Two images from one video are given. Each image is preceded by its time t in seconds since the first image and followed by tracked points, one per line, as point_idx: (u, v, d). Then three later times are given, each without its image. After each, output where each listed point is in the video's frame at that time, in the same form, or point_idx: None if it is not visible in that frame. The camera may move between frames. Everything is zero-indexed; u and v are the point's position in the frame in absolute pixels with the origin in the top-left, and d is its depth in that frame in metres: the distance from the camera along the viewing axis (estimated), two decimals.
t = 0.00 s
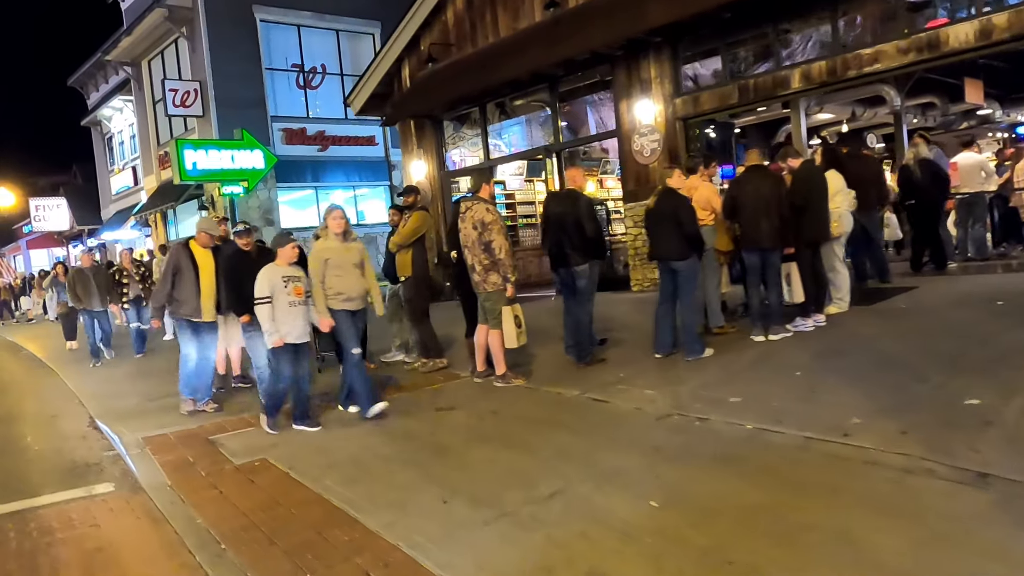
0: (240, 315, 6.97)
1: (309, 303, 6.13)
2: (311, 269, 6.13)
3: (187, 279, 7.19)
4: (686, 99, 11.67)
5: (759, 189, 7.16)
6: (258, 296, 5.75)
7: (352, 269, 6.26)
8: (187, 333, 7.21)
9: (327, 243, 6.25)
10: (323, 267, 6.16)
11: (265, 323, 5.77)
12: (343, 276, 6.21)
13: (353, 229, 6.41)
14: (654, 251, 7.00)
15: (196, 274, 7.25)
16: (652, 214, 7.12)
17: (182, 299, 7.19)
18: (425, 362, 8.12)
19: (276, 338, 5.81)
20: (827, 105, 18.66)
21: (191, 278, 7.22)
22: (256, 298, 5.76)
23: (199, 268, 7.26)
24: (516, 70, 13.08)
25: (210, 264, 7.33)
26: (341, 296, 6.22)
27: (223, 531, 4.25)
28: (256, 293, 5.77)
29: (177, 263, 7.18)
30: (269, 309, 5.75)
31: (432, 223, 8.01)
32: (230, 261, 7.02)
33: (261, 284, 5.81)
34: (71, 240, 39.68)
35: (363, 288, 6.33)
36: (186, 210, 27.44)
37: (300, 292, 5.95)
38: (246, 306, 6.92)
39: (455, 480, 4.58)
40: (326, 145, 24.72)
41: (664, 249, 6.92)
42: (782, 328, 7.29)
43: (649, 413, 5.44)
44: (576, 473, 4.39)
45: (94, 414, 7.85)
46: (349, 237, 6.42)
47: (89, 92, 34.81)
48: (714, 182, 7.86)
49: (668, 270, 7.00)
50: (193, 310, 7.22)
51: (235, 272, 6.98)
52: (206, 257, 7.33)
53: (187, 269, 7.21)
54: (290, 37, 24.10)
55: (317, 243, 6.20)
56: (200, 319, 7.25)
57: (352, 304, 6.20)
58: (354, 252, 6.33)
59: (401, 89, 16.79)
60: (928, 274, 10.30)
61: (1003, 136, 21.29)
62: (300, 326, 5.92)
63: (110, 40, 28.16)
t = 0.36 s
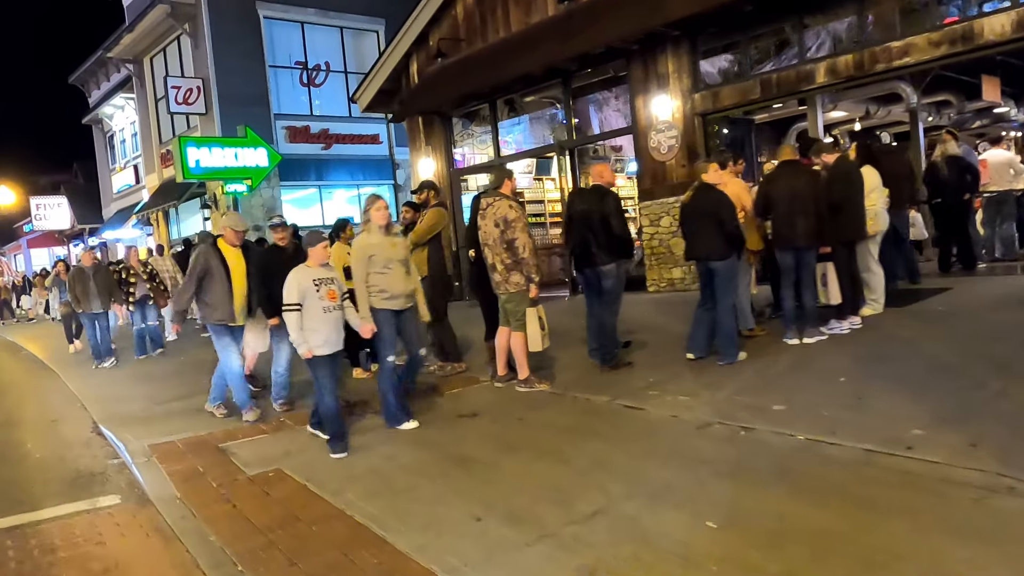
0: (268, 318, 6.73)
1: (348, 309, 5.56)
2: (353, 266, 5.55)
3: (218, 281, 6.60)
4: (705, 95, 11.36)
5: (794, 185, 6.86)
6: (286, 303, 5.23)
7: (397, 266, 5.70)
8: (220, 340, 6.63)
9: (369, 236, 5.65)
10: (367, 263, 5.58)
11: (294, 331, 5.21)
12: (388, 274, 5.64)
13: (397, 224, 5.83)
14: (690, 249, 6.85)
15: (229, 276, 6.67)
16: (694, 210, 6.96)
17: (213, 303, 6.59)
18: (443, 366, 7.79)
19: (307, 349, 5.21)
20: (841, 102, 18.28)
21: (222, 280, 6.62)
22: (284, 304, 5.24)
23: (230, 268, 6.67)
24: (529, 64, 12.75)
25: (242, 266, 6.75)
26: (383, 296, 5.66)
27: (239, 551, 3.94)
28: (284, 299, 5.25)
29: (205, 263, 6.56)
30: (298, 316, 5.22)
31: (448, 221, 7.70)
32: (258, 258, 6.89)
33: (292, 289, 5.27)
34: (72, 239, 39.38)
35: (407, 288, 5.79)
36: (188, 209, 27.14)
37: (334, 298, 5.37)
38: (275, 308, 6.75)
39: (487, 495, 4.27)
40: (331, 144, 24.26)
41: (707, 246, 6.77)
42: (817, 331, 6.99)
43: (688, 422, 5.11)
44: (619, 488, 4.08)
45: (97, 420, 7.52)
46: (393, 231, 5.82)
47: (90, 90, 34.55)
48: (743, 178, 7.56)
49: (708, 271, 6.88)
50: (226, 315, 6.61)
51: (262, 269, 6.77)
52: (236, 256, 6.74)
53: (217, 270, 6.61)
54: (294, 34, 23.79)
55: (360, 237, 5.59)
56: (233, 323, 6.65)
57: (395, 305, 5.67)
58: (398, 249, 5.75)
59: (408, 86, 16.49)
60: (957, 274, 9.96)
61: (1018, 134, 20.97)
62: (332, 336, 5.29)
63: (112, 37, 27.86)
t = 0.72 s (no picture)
0: (312, 315, 6.42)
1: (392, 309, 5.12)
2: (404, 267, 5.10)
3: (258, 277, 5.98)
4: (726, 91, 11.03)
5: (831, 182, 6.55)
6: (326, 303, 4.83)
7: (453, 268, 5.15)
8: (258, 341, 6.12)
9: (425, 235, 5.16)
10: (419, 262, 5.10)
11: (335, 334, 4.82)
12: (442, 276, 5.11)
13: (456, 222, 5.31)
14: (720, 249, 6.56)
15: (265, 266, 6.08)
16: (726, 208, 6.68)
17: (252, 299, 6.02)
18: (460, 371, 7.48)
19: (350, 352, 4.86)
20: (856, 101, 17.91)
21: (260, 274, 6.05)
22: (324, 305, 4.85)
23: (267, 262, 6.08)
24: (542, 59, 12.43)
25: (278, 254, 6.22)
26: (439, 301, 5.12)
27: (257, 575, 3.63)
28: (324, 299, 4.83)
29: (240, 257, 5.97)
30: (339, 319, 4.82)
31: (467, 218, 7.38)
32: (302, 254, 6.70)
33: (332, 288, 4.85)
34: (72, 237, 39.09)
35: (467, 293, 5.20)
36: (191, 207, 26.83)
37: (376, 298, 4.94)
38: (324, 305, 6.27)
39: (524, 513, 3.95)
40: (335, 142, 23.91)
41: (741, 246, 6.52)
42: (854, 334, 6.71)
43: (732, 433, 4.80)
44: (668, 507, 3.77)
45: (100, 425, 7.20)
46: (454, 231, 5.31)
47: (92, 87, 34.24)
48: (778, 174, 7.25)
49: (745, 271, 6.61)
50: (267, 310, 6.07)
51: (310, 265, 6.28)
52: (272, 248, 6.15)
53: (253, 262, 6.02)
54: (298, 31, 23.46)
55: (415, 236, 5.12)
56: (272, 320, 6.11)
57: (450, 311, 5.11)
58: (456, 248, 5.22)
59: (416, 83, 16.17)
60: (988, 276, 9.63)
61: None
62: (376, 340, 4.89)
63: (114, 33, 27.55)
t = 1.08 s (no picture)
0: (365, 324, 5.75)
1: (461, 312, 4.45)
2: (468, 261, 4.63)
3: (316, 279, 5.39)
4: (747, 88, 10.74)
5: (872, 181, 6.27)
6: (384, 306, 4.19)
7: (521, 261, 4.66)
8: (309, 348, 5.47)
9: (487, 224, 4.67)
10: (484, 257, 4.62)
11: (392, 341, 4.19)
12: (511, 272, 4.63)
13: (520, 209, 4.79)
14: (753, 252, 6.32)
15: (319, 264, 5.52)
16: (760, 207, 6.40)
17: (308, 300, 5.39)
18: (479, 374, 7.21)
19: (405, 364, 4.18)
20: (871, 101, 17.60)
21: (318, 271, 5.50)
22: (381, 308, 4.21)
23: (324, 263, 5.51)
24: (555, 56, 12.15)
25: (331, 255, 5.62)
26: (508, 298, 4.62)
27: None
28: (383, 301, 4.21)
29: (298, 254, 5.41)
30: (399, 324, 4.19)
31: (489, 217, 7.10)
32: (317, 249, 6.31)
33: (393, 288, 4.23)
34: (72, 235, 38.77)
35: (537, 287, 4.71)
36: (193, 205, 26.52)
37: (443, 301, 4.28)
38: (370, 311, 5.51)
39: (566, 534, 3.67)
40: (339, 140, 23.57)
41: (771, 248, 6.24)
42: (894, 340, 6.41)
43: (779, 447, 4.50)
44: (726, 531, 3.48)
45: (104, 430, 6.89)
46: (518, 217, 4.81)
47: (93, 84, 33.93)
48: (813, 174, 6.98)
49: (774, 274, 6.35)
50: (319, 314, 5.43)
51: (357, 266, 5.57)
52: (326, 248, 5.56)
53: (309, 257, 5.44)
54: (303, 27, 23.17)
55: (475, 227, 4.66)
56: (325, 325, 5.47)
57: (519, 308, 4.62)
58: (523, 238, 4.69)
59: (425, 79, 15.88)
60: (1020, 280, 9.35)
61: None
62: (438, 350, 4.25)
63: (117, 29, 27.25)
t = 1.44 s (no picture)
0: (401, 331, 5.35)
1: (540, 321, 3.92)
2: (536, 260, 4.15)
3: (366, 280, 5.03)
4: (766, 82, 10.45)
5: (910, 177, 5.98)
6: (453, 315, 3.76)
7: (593, 262, 4.28)
8: (354, 353, 5.02)
9: (555, 220, 4.24)
10: (556, 257, 4.17)
11: (464, 353, 3.72)
12: (582, 273, 4.23)
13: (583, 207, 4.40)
14: (779, 253, 6.09)
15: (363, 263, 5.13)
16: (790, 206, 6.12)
17: (354, 302, 4.98)
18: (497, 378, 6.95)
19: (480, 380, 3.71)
20: (885, 98, 17.29)
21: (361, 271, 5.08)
22: (450, 316, 3.77)
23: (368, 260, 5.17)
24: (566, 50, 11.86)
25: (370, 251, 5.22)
26: (581, 304, 4.19)
27: None
28: (454, 307, 3.76)
29: (342, 253, 5.00)
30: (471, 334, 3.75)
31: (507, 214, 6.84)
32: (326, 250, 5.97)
33: (464, 294, 3.77)
34: (73, 234, 38.52)
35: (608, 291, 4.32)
36: (194, 204, 26.25)
37: (520, 307, 3.80)
38: (416, 310, 5.25)
39: (609, 555, 3.39)
40: (341, 139, 23.14)
41: (793, 247, 5.98)
42: (932, 343, 6.13)
43: (828, 459, 4.23)
44: (782, 552, 3.22)
45: (108, 436, 6.62)
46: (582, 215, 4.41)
47: (94, 83, 33.66)
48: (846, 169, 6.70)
49: (796, 275, 6.09)
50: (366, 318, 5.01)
51: (401, 260, 5.31)
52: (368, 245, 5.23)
53: (353, 255, 5.03)
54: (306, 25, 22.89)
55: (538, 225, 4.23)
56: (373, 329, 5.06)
57: (592, 314, 4.21)
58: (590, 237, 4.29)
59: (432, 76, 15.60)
60: None
61: None
62: (518, 363, 3.73)
63: (117, 27, 26.98)
